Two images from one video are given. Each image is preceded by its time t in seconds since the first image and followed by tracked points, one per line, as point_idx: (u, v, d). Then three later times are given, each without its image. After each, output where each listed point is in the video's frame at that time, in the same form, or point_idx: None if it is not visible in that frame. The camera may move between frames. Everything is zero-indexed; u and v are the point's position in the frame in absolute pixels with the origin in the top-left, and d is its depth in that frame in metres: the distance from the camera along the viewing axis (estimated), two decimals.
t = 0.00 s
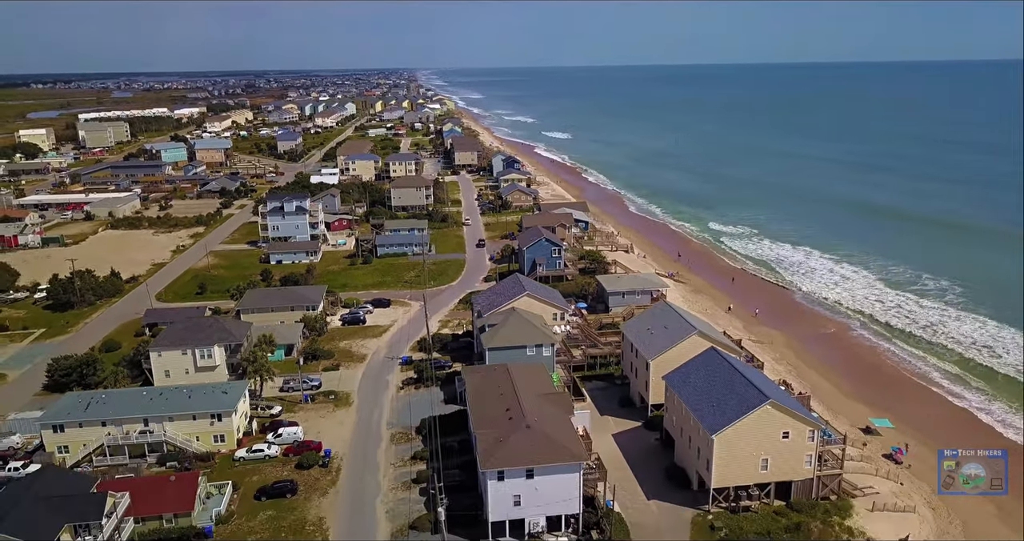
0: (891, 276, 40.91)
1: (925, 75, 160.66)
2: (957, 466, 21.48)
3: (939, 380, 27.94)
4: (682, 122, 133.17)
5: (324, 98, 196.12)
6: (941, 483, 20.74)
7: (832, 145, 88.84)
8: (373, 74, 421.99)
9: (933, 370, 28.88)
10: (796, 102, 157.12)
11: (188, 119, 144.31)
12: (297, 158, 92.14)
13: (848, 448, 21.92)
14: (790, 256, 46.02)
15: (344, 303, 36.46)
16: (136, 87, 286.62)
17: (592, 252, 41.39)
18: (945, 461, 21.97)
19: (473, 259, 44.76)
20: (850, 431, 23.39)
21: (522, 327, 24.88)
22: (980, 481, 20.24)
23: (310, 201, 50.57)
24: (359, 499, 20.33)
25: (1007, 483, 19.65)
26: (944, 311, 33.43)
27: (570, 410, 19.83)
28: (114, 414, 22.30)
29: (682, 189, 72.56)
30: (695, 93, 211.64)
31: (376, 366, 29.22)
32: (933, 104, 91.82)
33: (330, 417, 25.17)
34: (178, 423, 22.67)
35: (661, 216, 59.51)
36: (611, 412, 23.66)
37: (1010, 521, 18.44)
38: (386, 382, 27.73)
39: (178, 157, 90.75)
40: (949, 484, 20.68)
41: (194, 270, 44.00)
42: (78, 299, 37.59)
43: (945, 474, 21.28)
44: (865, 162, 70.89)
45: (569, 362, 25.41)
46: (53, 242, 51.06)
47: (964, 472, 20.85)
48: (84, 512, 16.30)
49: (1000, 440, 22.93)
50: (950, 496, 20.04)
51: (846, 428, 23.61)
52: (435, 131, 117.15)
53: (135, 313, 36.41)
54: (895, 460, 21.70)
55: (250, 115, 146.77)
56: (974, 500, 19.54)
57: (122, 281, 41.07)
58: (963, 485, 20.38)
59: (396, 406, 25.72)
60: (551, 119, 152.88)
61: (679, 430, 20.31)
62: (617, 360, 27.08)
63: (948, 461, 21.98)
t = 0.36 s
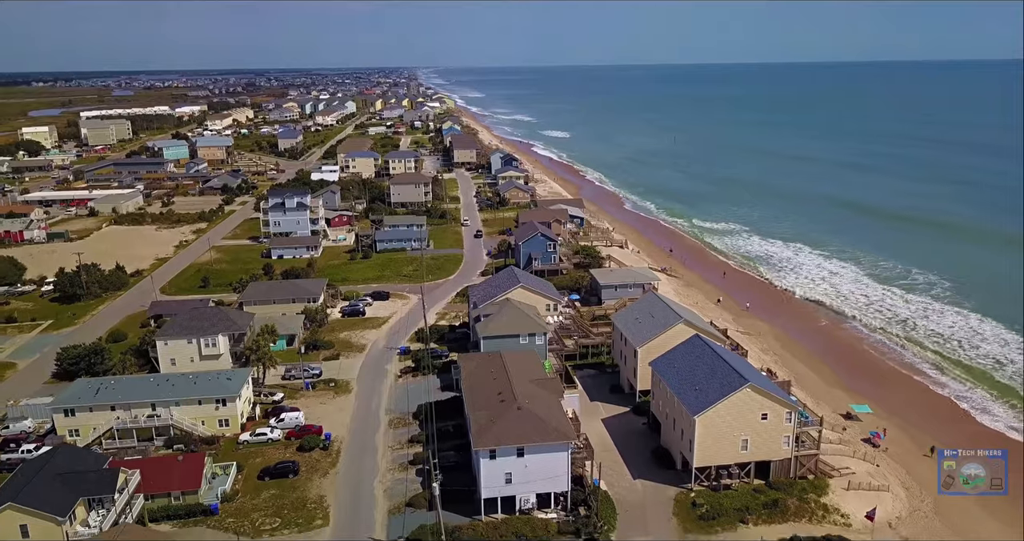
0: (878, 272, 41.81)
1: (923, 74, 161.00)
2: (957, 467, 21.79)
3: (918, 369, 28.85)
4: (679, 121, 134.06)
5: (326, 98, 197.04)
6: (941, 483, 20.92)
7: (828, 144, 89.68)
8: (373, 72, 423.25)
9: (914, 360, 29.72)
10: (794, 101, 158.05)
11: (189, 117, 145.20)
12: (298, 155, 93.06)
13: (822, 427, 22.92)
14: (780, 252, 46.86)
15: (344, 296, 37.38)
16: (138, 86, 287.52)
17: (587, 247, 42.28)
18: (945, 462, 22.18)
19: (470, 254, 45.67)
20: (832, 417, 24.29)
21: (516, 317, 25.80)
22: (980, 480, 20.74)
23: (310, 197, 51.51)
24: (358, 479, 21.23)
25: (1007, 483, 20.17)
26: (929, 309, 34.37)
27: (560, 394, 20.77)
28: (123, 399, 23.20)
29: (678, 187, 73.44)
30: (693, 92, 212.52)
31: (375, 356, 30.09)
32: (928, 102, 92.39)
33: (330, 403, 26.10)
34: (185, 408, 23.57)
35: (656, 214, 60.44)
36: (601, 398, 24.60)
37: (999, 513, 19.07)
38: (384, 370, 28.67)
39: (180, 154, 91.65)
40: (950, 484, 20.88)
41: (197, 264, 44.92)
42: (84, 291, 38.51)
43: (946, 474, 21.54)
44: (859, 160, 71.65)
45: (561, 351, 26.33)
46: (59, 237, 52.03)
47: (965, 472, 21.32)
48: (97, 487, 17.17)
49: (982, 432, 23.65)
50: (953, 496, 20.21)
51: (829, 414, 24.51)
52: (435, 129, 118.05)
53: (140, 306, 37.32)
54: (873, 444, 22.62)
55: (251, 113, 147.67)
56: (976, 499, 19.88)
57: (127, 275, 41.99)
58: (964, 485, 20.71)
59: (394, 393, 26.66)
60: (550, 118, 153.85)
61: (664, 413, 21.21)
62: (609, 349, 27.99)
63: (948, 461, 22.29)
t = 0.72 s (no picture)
0: (867, 269, 42.57)
1: (922, 75, 161.60)
2: (957, 467, 21.78)
3: (900, 361, 29.69)
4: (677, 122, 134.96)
5: (325, 98, 197.40)
6: (941, 483, 20.97)
7: (824, 145, 90.52)
8: (372, 73, 424.79)
9: (896, 352, 30.52)
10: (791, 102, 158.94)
11: (190, 117, 146.03)
12: (298, 155, 93.90)
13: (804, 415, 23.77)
14: (772, 250, 47.66)
15: (344, 292, 38.21)
16: (138, 86, 288.11)
17: (583, 245, 43.09)
18: (945, 462, 22.20)
19: (468, 251, 46.48)
20: (816, 406, 25.12)
21: (511, 309, 26.62)
22: (981, 481, 20.77)
23: (311, 196, 52.36)
24: (358, 464, 22.07)
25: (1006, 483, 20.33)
26: (916, 306, 35.19)
27: (553, 383, 21.59)
28: (131, 388, 23.98)
29: (675, 187, 74.24)
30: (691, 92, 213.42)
31: (374, 349, 30.91)
32: (926, 103, 92.97)
33: (331, 393, 26.93)
34: (190, 397, 24.37)
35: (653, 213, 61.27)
36: (593, 387, 25.42)
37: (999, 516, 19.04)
38: (383, 362, 29.52)
39: (181, 153, 92.46)
40: (949, 484, 20.92)
41: (200, 261, 45.74)
42: (90, 287, 39.34)
43: (945, 473, 21.58)
44: (855, 161, 72.41)
45: (555, 343, 27.15)
46: (63, 235, 52.88)
47: (964, 472, 21.30)
48: (109, 470, 17.98)
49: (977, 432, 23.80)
50: (950, 496, 20.33)
51: (813, 403, 25.35)
52: (434, 129, 118.94)
53: (144, 301, 38.13)
54: (854, 432, 23.43)
55: (251, 113, 148.49)
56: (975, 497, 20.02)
57: (131, 271, 42.80)
58: (963, 485, 20.79)
59: (393, 384, 27.50)
60: (549, 118, 154.77)
61: (653, 400, 22.01)
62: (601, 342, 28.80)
63: (948, 461, 22.28)
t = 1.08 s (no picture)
0: (858, 267, 43.40)
1: (921, 77, 162.37)
2: (957, 466, 21.68)
3: (884, 354, 30.53)
4: (675, 123, 135.90)
5: (325, 98, 198.33)
6: (941, 483, 20.99)
7: (820, 146, 91.38)
8: (371, 73, 426.20)
9: (880, 346, 31.38)
10: (788, 103, 159.93)
11: (191, 117, 146.85)
12: (299, 154, 94.77)
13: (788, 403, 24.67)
14: (763, 248, 48.48)
15: (345, 287, 39.08)
16: (138, 86, 288.99)
17: (579, 242, 43.95)
18: (945, 462, 22.21)
19: (467, 248, 47.37)
20: (801, 396, 26.02)
21: (507, 302, 27.48)
22: (981, 480, 20.04)
23: (312, 194, 53.25)
24: (358, 450, 22.93)
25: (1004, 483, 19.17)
26: (903, 303, 36.04)
27: (547, 371, 22.49)
28: (139, 377, 24.81)
29: (671, 187, 75.10)
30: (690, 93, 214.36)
31: (374, 342, 31.75)
32: (922, 105, 93.86)
33: (333, 383, 27.78)
34: (197, 387, 25.21)
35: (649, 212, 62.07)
36: (586, 378, 26.29)
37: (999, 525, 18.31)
38: (384, 354, 30.39)
39: (183, 153, 93.34)
40: (949, 484, 20.93)
41: (203, 258, 46.58)
42: (96, 283, 40.19)
43: (945, 474, 21.54)
44: (850, 163, 73.22)
45: (550, 335, 28.03)
46: (68, 232, 53.72)
47: (965, 472, 20.87)
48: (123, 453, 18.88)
49: (984, 437, 22.92)
50: (951, 497, 20.32)
51: (799, 393, 26.22)
52: (433, 129, 119.86)
53: (150, 296, 38.97)
54: (839, 420, 24.32)
55: (252, 113, 149.32)
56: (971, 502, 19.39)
57: (136, 268, 43.61)
58: (963, 485, 20.47)
59: (393, 374, 28.38)
60: (548, 119, 155.73)
61: (642, 389, 22.87)
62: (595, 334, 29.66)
63: (949, 461, 22.22)
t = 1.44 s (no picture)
0: (849, 265, 44.28)
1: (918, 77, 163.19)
2: (957, 466, 21.82)
3: (867, 347, 31.42)
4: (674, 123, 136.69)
5: (325, 97, 199.02)
6: (941, 483, 21.15)
7: (817, 146, 92.15)
8: (371, 73, 427.05)
9: (865, 340, 32.24)
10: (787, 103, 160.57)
11: (192, 117, 147.69)
12: (300, 154, 95.60)
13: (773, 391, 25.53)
14: (756, 245, 49.31)
15: (346, 282, 39.92)
16: (138, 86, 289.66)
17: (575, 239, 44.78)
18: (945, 461, 22.26)
19: (466, 245, 48.21)
20: (789, 386, 26.84)
21: (504, 295, 28.33)
22: (981, 480, 20.71)
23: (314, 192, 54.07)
24: (359, 436, 23.77)
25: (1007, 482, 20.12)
26: (890, 299, 36.92)
27: (542, 360, 23.38)
28: (148, 367, 25.62)
29: (668, 186, 75.94)
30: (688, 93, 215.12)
31: (374, 335, 32.60)
32: (919, 107, 94.62)
33: (335, 374, 28.64)
34: (203, 376, 26.02)
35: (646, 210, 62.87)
36: (580, 368, 27.15)
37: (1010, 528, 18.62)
38: (384, 346, 31.23)
39: (185, 151, 94.17)
40: (949, 484, 21.11)
41: (206, 254, 47.42)
42: (103, 278, 41.03)
43: (944, 474, 21.70)
44: (846, 164, 74.14)
45: (546, 327, 28.86)
46: (73, 230, 54.57)
47: (965, 472, 21.34)
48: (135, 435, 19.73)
49: (965, 438, 23.39)
50: (951, 496, 20.48)
51: (787, 383, 27.05)
52: (433, 129, 120.69)
53: (155, 291, 39.81)
54: (824, 408, 25.16)
55: (253, 113, 150.14)
56: (976, 499, 20.00)
57: (140, 264, 44.43)
58: (964, 485, 20.81)
59: (393, 365, 29.24)
60: (547, 119, 156.53)
61: (634, 377, 23.66)
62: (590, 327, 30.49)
63: (948, 460, 22.30)
